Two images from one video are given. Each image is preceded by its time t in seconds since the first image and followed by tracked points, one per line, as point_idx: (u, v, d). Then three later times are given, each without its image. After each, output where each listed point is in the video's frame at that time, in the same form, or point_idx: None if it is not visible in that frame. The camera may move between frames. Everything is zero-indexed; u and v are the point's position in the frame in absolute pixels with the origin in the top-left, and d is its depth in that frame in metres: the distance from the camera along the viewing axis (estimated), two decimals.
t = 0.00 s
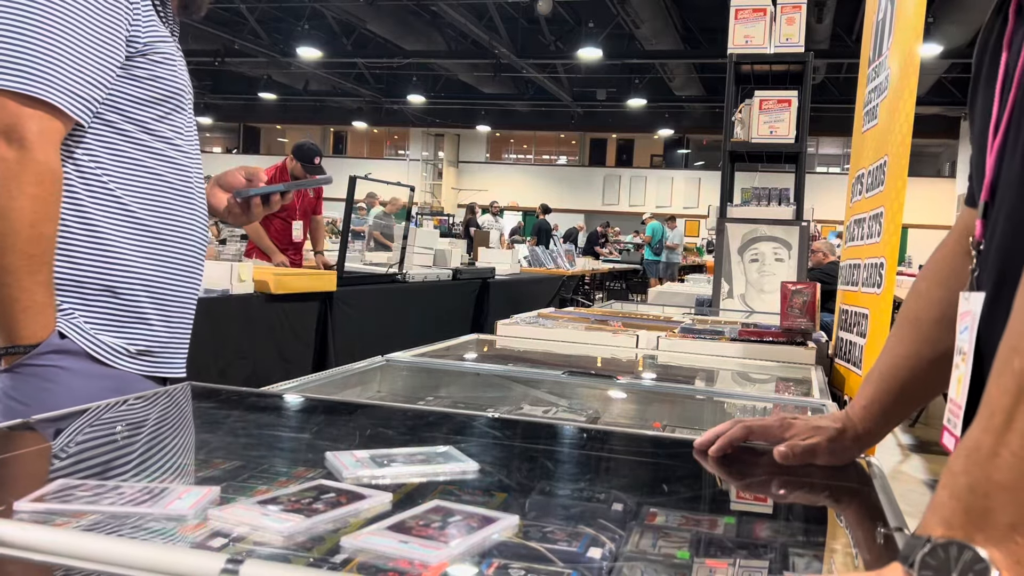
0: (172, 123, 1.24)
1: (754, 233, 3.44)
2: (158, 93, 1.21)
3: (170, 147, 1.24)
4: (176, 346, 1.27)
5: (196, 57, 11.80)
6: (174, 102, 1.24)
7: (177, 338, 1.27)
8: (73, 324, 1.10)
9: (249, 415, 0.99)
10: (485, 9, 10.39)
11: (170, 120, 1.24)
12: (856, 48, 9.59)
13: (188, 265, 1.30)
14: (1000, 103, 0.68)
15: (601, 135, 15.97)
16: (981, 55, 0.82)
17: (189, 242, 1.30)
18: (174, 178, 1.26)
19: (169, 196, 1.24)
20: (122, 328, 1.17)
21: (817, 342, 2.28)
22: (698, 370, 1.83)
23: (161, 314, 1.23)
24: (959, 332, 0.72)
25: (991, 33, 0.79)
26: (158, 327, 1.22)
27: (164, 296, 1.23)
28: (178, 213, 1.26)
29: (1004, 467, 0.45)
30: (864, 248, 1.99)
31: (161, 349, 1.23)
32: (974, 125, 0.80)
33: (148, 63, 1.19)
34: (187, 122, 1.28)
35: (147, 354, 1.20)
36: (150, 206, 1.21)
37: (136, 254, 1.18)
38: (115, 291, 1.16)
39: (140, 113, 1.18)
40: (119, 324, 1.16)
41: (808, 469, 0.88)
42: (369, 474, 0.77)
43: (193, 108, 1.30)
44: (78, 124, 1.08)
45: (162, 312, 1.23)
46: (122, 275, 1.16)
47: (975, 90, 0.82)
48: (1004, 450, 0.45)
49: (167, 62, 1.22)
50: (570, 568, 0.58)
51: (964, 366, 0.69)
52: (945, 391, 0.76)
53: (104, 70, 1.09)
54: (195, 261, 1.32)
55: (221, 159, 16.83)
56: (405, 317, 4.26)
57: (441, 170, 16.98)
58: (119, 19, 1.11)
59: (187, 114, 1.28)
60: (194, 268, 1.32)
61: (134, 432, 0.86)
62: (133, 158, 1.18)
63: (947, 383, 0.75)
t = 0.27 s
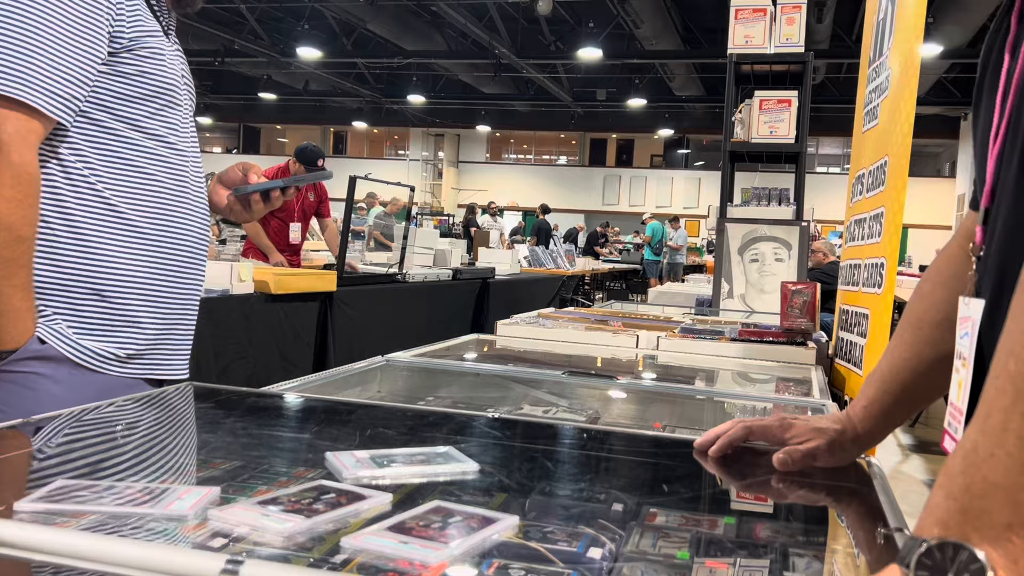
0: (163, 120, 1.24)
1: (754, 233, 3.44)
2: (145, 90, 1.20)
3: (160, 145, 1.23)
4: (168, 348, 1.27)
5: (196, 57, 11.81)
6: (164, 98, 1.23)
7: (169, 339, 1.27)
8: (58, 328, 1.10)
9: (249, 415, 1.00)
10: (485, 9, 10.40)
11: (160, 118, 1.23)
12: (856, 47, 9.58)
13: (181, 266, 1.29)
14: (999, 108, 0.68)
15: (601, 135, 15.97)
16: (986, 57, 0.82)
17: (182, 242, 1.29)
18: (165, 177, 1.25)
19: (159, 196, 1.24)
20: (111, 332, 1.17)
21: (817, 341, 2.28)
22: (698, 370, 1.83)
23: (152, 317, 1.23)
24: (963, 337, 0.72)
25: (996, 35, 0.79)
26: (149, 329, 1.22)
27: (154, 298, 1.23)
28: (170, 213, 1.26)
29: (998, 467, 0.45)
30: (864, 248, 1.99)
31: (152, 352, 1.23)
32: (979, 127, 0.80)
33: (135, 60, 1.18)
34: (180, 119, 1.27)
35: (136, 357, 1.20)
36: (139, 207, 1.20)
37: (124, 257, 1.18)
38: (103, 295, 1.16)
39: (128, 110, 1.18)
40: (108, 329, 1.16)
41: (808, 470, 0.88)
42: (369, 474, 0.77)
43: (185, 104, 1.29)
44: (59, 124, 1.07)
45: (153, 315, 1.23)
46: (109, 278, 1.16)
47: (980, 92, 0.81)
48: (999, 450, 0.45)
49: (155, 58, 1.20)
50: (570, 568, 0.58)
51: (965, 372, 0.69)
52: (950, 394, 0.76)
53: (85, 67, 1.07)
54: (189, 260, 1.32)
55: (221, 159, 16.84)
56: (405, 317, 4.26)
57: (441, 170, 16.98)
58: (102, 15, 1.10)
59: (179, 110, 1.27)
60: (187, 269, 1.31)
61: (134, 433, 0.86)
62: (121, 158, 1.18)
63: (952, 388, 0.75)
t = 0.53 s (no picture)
0: (152, 117, 1.22)
1: (754, 233, 3.44)
2: (130, 88, 1.18)
3: (148, 144, 1.22)
4: (157, 353, 1.27)
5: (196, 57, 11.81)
6: (151, 96, 1.22)
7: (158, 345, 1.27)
8: (33, 338, 1.11)
9: (249, 415, 1.00)
10: (485, 9, 10.40)
11: (148, 116, 1.22)
12: (855, 47, 9.57)
13: (171, 270, 1.28)
14: (1014, 110, 0.67)
15: (601, 135, 15.97)
16: (1000, 60, 0.82)
17: (171, 246, 1.28)
18: (153, 178, 1.24)
19: (145, 200, 1.23)
20: (94, 341, 1.17)
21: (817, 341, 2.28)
22: (698, 370, 1.83)
23: (139, 324, 1.22)
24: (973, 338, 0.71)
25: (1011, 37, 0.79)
26: (136, 335, 1.22)
27: (141, 304, 1.22)
28: (158, 216, 1.25)
29: (1001, 467, 0.45)
30: (864, 248, 1.99)
31: (137, 359, 1.23)
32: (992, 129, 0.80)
33: (119, 57, 1.16)
34: (169, 117, 1.26)
35: (120, 365, 1.21)
36: (124, 212, 1.19)
37: (109, 263, 1.18)
38: (87, 303, 1.15)
39: (113, 109, 1.17)
40: (91, 337, 1.16)
41: (808, 470, 0.88)
42: (369, 474, 0.77)
43: (177, 100, 1.27)
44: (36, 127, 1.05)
45: (140, 321, 1.22)
46: (92, 285, 1.16)
47: (994, 94, 0.81)
48: (1003, 449, 0.45)
49: (140, 55, 1.19)
50: (570, 568, 0.58)
51: (976, 373, 0.69)
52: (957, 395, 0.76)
53: (65, 69, 1.05)
54: (179, 263, 1.31)
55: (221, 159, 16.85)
56: (405, 317, 4.26)
57: (441, 170, 16.98)
58: (83, 14, 1.08)
59: (168, 108, 1.25)
60: (178, 271, 1.30)
61: (134, 433, 0.86)
62: (104, 161, 1.17)
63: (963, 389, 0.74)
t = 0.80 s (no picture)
0: (139, 115, 1.21)
1: (754, 232, 3.44)
2: (110, 84, 1.17)
3: (132, 143, 1.20)
4: (149, 361, 1.26)
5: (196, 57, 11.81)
6: (135, 92, 1.20)
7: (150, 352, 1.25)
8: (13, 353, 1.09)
9: (249, 415, 0.99)
10: (485, 9, 10.40)
11: (133, 114, 1.20)
12: (855, 47, 9.56)
13: (162, 275, 1.27)
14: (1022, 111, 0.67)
15: (601, 135, 15.97)
16: (1003, 60, 0.81)
17: (160, 251, 1.26)
18: (138, 178, 1.22)
19: (130, 203, 1.21)
20: (79, 352, 1.16)
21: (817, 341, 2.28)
22: (698, 370, 1.83)
23: (128, 332, 1.20)
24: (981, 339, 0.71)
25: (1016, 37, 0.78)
26: (125, 344, 1.20)
27: (130, 312, 1.20)
28: (145, 220, 1.23)
29: (1004, 468, 0.45)
30: (864, 248, 1.99)
31: (128, 368, 1.22)
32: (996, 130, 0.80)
33: (98, 54, 1.15)
34: (157, 113, 1.24)
35: (110, 374, 1.19)
36: (108, 216, 1.18)
37: (93, 270, 1.16)
38: (71, 313, 1.14)
39: (93, 109, 1.15)
40: (77, 348, 1.15)
41: (808, 470, 0.88)
42: (369, 474, 0.77)
43: (166, 97, 1.25)
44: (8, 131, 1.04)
45: (129, 331, 1.21)
46: (76, 293, 1.14)
47: (998, 95, 0.81)
48: (1007, 451, 0.45)
49: (119, 50, 1.17)
50: (570, 568, 0.58)
51: (986, 375, 0.69)
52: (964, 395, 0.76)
53: (34, 68, 1.03)
54: (171, 268, 1.29)
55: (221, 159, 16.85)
56: (405, 317, 4.26)
57: (441, 170, 16.97)
58: (54, 12, 1.06)
59: (156, 104, 1.23)
60: (170, 277, 1.28)
61: (133, 433, 0.86)
62: (85, 164, 1.15)
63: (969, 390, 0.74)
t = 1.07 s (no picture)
0: (128, 114, 1.17)
1: (754, 232, 3.44)
2: (94, 86, 1.13)
3: (122, 144, 1.16)
4: (153, 368, 1.23)
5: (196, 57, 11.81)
6: (121, 92, 1.16)
7: (153, 359, 1.22)
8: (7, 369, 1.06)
9: (249, 415, 1.00)
10: (485, 9, 10.41)
11: (121, 115, 1.16)
12: (856, 47, 9.56)
13: (160, 281, 1.23)
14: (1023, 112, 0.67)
15: (601, 135, 15.98)
16: (1004, 57, 0.81)
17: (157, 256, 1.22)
18: (131, 181, 1.18)
19: (125, 209, 1.17)
20: (77, 364, 1.12)
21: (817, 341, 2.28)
22: (697, 370, 1.83)
23: (128, 341, 1.18)
24: (981, 337, 0.71)
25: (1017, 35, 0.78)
26: (126, 352, 1.18)
27: (128, 321, 1.17)
28: (140, 225, 1.19)
29: (1004, 469, 0.45)
30: (864, 248, 1.99)
31: (130, 376, 1.19)
32: (996, 128, 0.79)
33: (80, 54, 1.11)
34: (149, 111, 1.20)
35: (112, 383, 1.16)
36: (101, 224, 1.14)
37: (87, 278, 1.13)
38: (65, 324, 1.11)
39: (78, 113, 1.12)
40: (74, 360, 1.12)
41: (808, 470, 0.88)
42: (369, 474, 0.77)
43: (158, 93, 1.21)
44: None
45: (128, 340, 1.17)
46: (68, 305, 1.11)
47: (998, 94, 0.81)
48: (1008, 452, 0.45)
49: (102, 50, 1.13)
50: (570, 568, 0.58)
51: (986, 374, 0.70)
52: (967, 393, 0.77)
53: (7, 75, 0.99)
54: (170, 273, 1.25)
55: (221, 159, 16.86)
56: (405, 317, 4.26)
57: (441, 170, 16.97)
58: (27, 12, 1.02)
59: (146, 102, 1.19)
60: (170, 281, 1.25)
61: (134, 433, 0.86)
62: (74, 170, 1.11)
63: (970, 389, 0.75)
